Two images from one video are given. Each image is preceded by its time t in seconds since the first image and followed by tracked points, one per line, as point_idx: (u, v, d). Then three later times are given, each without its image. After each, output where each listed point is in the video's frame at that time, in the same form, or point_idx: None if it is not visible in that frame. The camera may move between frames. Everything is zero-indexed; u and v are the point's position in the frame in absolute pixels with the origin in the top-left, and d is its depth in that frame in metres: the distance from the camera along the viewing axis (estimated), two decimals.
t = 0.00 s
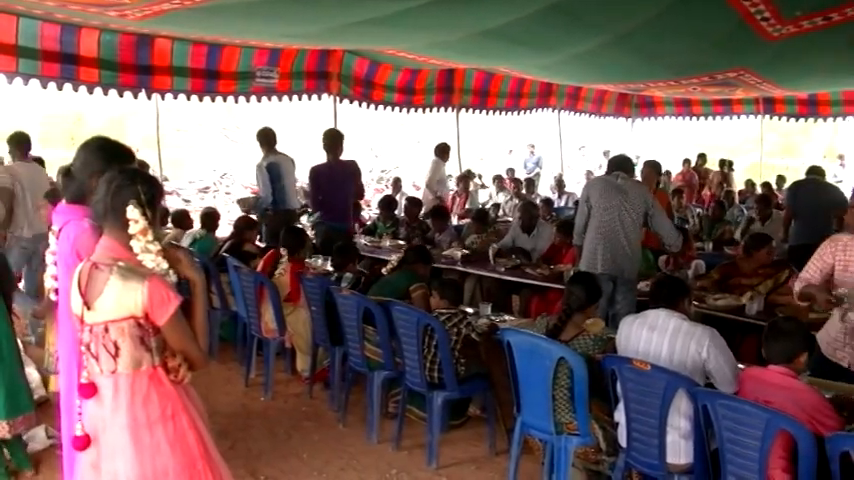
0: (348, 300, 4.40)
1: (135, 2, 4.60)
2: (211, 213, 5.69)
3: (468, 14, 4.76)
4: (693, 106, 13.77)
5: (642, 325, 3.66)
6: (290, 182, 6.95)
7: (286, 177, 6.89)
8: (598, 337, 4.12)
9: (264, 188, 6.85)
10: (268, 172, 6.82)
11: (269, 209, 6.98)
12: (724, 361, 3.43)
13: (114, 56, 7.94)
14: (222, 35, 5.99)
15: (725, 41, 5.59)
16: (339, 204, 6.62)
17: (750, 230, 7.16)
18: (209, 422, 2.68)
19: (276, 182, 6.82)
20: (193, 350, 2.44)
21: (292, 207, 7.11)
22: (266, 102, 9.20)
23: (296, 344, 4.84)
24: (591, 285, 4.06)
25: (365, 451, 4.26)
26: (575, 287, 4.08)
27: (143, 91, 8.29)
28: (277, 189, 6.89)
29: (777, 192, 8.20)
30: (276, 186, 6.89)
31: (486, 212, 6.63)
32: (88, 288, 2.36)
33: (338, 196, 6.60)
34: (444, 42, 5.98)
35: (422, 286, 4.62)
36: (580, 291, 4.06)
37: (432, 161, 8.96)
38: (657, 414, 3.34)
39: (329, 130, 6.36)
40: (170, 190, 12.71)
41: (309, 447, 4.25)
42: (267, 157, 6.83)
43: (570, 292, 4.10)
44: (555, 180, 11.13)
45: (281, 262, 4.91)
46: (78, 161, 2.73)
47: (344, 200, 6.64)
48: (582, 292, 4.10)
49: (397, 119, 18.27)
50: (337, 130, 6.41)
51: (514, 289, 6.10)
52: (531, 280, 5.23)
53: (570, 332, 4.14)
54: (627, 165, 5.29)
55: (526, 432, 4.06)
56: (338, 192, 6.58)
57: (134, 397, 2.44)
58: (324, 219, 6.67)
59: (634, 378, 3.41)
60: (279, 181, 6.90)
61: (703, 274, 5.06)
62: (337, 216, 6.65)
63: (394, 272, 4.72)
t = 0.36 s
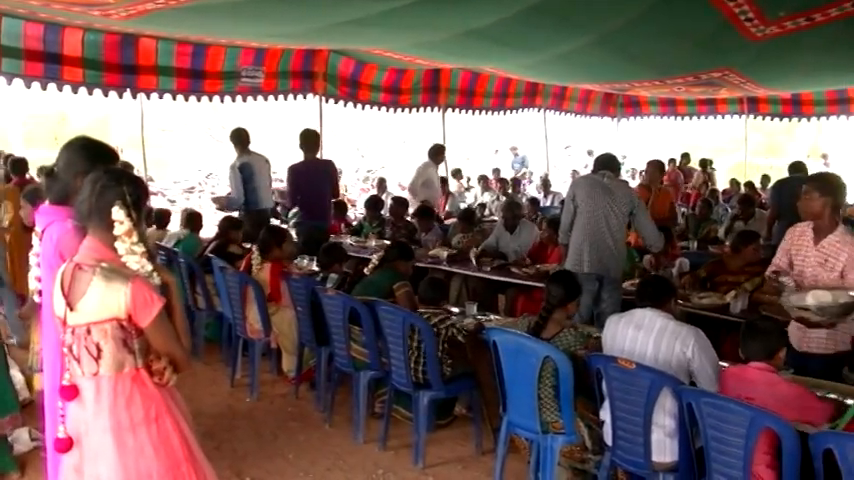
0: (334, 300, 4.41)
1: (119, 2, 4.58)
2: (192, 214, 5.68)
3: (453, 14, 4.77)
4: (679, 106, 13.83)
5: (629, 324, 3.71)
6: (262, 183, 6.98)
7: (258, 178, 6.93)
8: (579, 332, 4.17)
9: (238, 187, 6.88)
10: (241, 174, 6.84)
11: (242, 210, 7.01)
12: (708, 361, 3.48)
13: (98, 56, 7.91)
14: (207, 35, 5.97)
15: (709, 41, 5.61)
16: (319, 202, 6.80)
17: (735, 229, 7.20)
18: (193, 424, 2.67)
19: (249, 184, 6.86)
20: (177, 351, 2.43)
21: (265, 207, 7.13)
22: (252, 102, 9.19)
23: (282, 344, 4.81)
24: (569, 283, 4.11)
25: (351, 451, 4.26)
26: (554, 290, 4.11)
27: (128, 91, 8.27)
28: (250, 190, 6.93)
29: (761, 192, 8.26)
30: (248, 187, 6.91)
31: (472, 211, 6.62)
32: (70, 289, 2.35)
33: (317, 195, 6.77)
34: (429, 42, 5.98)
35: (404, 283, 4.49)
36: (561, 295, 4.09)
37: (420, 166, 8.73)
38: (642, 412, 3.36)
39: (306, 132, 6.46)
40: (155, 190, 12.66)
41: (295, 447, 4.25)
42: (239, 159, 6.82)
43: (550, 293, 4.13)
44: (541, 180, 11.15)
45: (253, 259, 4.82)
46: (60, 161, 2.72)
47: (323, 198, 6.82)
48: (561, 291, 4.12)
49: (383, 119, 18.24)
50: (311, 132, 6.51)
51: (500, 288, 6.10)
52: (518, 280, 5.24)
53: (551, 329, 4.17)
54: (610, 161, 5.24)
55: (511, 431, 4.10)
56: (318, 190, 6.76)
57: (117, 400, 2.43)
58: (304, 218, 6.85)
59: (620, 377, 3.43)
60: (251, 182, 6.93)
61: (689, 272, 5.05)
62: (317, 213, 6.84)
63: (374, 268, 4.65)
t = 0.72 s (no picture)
0: (321, 301, 4.41)
1: (104, 2, 4.56)
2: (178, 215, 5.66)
3: (439, 14, 4.78)
4: (665, 106, 13.89)
5: (616, 324, 3.80)
6: (239, 181, 7.01)
7: (235, 177, 6.96)
8: (563, 328, 4.22)
9: (215, 186, 6.88)
10: (218, 171, 6.86)
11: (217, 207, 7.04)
12: (694, 359, 3.57)
13: (84, 55, 7.88)
14: (193, 35, 5.96)
15: (694, 42, 5.65)
16: (298, 202, 6.81)
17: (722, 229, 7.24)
18: (179, 425, 2.66)
19: (226, 182, 6.89)
20: (164, 353, 2.42)
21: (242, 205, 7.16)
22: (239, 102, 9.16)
23: (269, 345, 4.80)
24: (552, 280, 4.12)
25: (340, 451, 4.25)
26: (537, 285, 4.16)
27: (115, 91, 8.23)
28: (227, 188, 6.96)
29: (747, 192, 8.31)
30: (225, 186, 6.94)
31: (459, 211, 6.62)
32: (55, 291, 2.35)
33: (298, 194, 6.79)
34: (416, 42, 5.99)
35: (389, 282, 4.51)
36: (544, 292, 4.13)
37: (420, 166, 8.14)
38: (630, 411, 3.38)
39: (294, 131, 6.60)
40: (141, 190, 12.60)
41: (282, 447, 4.25)
42: (219, 156, 6.86)
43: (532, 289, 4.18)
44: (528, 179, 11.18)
45: (239, 263, 4.78)
46: (45, 161, 2.71)
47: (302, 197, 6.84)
48: (544, 288, 4.15)
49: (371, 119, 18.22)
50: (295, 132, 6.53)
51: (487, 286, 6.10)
52: (504, 279, 5.25)
53: (536, 328, 4.19)
54: (592, 152, 5.21)
55: (499, 430, 4.13)
56: (298, 190, 6.77)
57: (103, 401, 2.42)
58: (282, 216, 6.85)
59: (607, 376, 3.45)
60: (228, 180, 6.95)
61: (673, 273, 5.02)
62: (296, 212, 6.84)
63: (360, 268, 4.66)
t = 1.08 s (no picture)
0: (312, 301, 4.42)
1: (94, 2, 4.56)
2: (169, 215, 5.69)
3: (431, 14, 4.79)
4: (657, 106, 13.93)
5: (606, 323, 3.84)
6: (214, 181, 7.27)
7: (210, 177, 7.24)
8: (556, 328, 4.23)
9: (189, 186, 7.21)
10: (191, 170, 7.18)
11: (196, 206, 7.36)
12: (685, 358, 3.63)
13: (73, 55, 7.88)
14: (184, 35, 5.95)
15: (685, 43, 5.68)
16: (277, 198, 6.88)
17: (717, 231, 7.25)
18: (167, 425, 2.66)
19: (198, 180, 7.17)
20: (152, 354, 2.42)
21: (219, 205, 7.42)
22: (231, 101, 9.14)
23: (260, 345, 4.79)
24: (542, 279, 4.17)
25: (331, 451, 4.25)
26: (526, 285, 4.17)
27: (105, 91, 8.23)
28: (203, 187, 7.25)
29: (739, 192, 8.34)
30: (199, 184, 7.24)
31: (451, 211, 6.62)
32: (42, 292, 2.34)
33: (277, 189, 6.86)
34: (407, 43, 6.00)
35: (377, 282, 4.51)
36: (535, 294, 4.15)
37: (429, 163, 8.02)
38: (620, 410, 3.39)
39: (281, 133, 6.87)
40: (131, 191, 12.54)
41: (274, 447, 4.25)
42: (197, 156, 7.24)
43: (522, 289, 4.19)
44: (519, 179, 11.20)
45: (230, 260, 4.74)
46: (36, 161, 2.70)
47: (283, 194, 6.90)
48: (535, 288, 4.17)
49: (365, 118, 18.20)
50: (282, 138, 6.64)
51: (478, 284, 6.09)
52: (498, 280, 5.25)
53: (529, 328, 4.23)
54: (568, 149, 5.13)
55: (491, 430, 4.15)
56: (277, 185, 6.84)
57: (91, 403, 2.41)
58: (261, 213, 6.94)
59: (598, 375, 3.46)
60: (203, 180, 7.24)
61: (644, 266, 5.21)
62: (274, 208, 6.90)
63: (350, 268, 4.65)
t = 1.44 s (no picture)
0: (301, 306, 4.08)
1: None
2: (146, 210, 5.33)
3: None
4: (675, 93, 13.47)
5: (623, 329, 3.44)
6: (177, 171, 7.05)
7: (171, 166, 7.00)
8: (568, 337, 3.89)
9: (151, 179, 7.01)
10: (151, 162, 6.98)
11: (161, 199, 7.13)
12: (708, 370, 3.22)
13: (39, 39, 7.60)
14: (164, 17, 5.57)
15: (705, 24, 5.29)
16: (253, 193, 6.62)
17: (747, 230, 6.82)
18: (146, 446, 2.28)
19: (158, 171, 6.97)
20: (128, 363, 2.07)
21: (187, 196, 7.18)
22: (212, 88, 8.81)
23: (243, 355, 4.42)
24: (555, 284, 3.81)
25: (321, 470, 3.90)
26: (536, 290, 3.83)
27: (73, 76, 7.99)
28: (165, 178, 7.02)
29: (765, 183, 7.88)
30: (161, 176, 7.02)
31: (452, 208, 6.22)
32: (5, 296, 2.04)
33: (254, 184, 6.61)
34: (402, 25, 5.62)
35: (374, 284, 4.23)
36: (547, 299, 3.81)
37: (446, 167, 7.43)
38: (636, 425, 3.02)
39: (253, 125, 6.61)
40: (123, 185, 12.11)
41: (258, 466, 3.89)
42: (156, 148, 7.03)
43: (532, 293, 3.85)
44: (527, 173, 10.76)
45: (212, 263, 4.35)
46: (6, 158, 2.36)
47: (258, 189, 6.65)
48: (548, 293, 3.82)
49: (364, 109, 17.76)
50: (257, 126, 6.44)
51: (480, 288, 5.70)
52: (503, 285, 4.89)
53: (539, 335, 3.87)
54: (533, 134, 4.67)
55: (495, 446, 3.82)
56: (253, 180, 6.59)
57: (58, 416, 2.05)
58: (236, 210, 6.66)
59: (611, 386, 3.09)
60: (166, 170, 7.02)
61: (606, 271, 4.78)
62: (251, 204, 6.63)
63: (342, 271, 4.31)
